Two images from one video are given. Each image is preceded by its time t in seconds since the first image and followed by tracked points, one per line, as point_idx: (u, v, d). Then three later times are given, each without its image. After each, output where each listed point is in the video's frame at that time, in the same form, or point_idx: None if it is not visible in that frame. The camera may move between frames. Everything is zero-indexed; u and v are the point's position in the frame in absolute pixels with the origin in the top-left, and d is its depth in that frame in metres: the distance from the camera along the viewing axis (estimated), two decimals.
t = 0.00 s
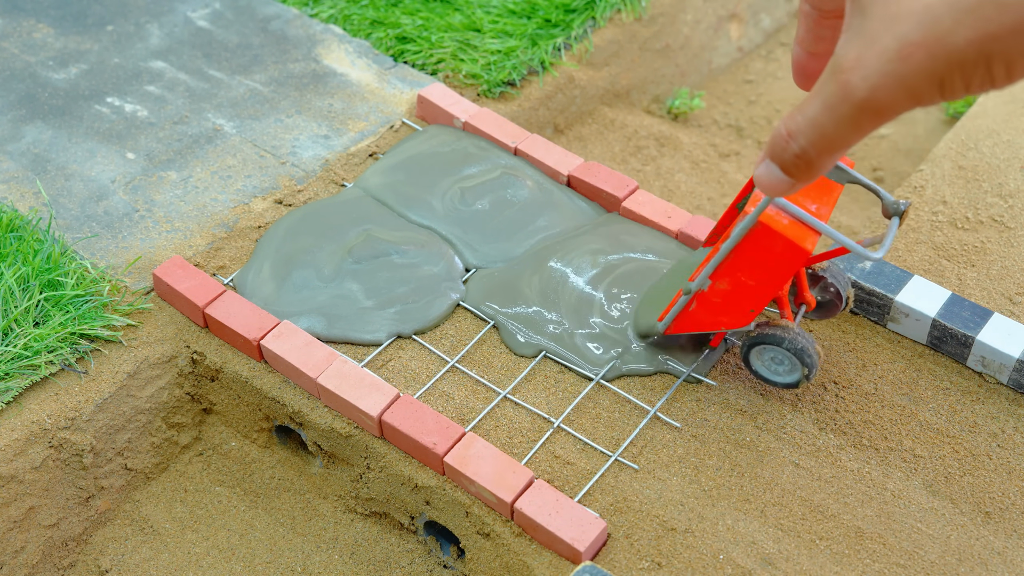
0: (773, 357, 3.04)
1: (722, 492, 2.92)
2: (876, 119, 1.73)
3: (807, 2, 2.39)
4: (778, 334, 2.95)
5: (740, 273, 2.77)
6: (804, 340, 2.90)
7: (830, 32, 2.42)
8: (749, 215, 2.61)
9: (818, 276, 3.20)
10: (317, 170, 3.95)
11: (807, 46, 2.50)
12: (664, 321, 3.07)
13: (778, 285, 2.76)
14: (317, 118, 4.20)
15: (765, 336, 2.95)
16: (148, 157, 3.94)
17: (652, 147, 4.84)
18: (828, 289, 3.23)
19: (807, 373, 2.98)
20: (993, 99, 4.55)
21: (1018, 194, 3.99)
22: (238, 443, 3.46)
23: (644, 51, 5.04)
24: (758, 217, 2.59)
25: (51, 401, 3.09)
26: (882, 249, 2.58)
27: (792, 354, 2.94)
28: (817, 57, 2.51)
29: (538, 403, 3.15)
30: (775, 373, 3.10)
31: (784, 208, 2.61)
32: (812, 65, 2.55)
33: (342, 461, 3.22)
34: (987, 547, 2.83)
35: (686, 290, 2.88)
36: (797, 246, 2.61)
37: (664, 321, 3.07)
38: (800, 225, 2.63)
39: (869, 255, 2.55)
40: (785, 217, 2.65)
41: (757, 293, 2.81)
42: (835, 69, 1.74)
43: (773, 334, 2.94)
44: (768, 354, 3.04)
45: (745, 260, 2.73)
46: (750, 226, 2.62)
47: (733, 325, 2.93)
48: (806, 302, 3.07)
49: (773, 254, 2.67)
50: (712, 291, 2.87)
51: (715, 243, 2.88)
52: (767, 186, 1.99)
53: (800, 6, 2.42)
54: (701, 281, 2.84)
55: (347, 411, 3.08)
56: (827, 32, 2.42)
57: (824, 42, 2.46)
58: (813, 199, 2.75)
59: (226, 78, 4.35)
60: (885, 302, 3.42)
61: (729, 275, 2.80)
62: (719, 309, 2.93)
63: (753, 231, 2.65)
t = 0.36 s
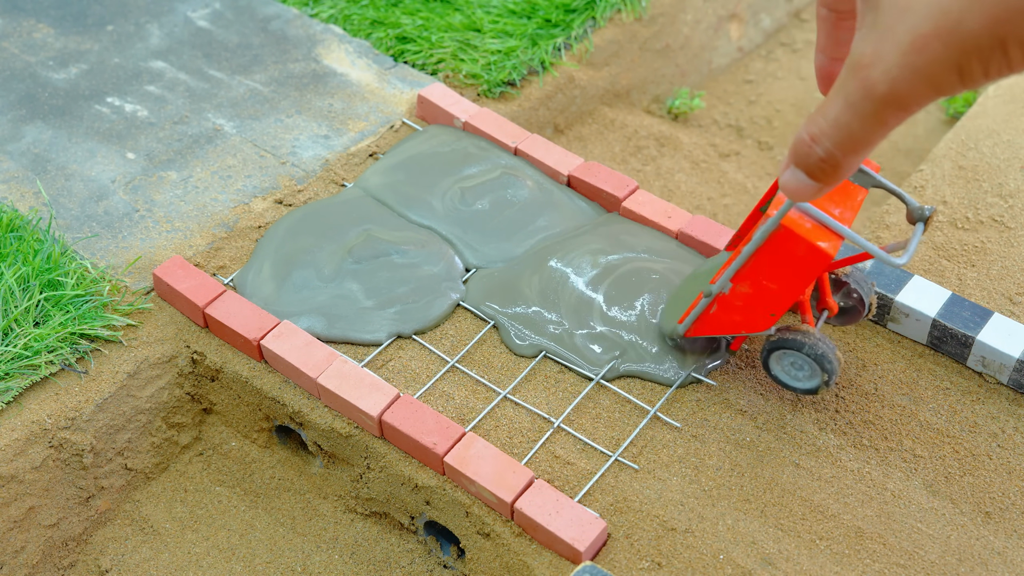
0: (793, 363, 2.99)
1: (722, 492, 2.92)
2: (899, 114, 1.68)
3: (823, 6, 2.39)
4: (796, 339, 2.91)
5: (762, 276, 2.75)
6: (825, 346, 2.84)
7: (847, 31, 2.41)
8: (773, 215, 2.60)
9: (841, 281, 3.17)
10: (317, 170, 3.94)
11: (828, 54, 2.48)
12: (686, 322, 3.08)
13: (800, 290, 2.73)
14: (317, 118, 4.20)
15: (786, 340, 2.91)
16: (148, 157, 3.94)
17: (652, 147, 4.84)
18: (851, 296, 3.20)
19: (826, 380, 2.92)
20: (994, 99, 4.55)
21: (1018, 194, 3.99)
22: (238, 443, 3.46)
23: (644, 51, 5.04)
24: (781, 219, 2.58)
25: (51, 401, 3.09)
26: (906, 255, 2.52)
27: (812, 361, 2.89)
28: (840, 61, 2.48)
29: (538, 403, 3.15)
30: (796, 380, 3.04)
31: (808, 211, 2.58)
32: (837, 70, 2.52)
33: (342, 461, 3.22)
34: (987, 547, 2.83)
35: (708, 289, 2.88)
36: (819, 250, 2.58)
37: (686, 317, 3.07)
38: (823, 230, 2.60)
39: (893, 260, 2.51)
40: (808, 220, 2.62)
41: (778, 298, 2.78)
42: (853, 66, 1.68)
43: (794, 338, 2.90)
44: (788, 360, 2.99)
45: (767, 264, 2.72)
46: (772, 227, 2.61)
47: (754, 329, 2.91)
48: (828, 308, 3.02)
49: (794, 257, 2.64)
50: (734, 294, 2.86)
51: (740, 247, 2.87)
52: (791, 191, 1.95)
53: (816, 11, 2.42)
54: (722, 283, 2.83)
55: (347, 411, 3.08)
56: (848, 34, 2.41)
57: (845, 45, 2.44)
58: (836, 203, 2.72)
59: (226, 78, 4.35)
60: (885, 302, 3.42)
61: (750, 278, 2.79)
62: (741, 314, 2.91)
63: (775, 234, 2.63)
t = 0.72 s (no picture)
0: (816, 370, 3.03)
1: (722, 492, 2.92)
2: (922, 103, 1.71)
3: (843, 6, 2.38)
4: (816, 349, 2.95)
5: (783, 279, 2.74)
6: (848, 352, 2.89)
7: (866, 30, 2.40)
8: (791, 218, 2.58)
9: (865, 291, 3.14)
10: (317, 170, 3.94)
11: (849, 55, 2.47)
12: (707, 328, 3.08)
13: (820, 290, 2.71)
14: (317, 118, 4.20)
15: (808, 346, 2.95)
16: (148, 157, 3.94)
17: (652, 147, 4.84)
18: (875, 305, 3.17)
19: (848, 386, 2.96)
20: (994, 99, 4.55)
21: (1018, 194, 3.99)
22: (238, 443, 3.46)
23: (644, 51, 5.04)
24: (797, 222, 2.55)
25: (51, 401, 3.09)
26: (928, 258, 2.50)
27: (835, 366, 2.93)
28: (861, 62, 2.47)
29: (538, 403, 3.15)
30: (818, 386, 3.07)
31: (826, 212, 2.54)
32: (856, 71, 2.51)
33: (342, 461, 3.22)
34: (987, 547, 2.83)
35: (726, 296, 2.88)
36: (839, 250, 2.56)
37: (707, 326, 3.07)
38: (842, 230, 2.58)
39: (915, 262, 2.48)
40: (827, 221, 2.59)
41: (799, 300, 2.77)
42: (875, 58, 1.71)
43: (817, 343, 2.93)
44: (811, 366, 3.03)
45: (786, 266, 2.70)
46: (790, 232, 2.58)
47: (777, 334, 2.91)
48: (851, 316, 3.01)
49: (813, 257, 2.62)
50: (756, 299, 2.86)
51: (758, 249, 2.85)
52: (812, 184, 1.98)
53: (837, 10, 2.41)
54: (742, 287, 2.82)
55: (347, 411, 3.08)
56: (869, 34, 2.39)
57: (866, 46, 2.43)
58: (857, 204, 2.70)
59: (226, 78, 4.35)
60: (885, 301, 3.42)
61: (770, 281, 2.78)
62: (764, 319, 2.91)
63: (793, 237, 2.61)
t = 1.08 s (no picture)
0: (798, 358, 3.05)
1: (722, 492, 2.92)
2: (932, 95, 1.73)
3: None
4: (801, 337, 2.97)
5: (775, 267, 2.76)
6: (831, 344, 2.90)
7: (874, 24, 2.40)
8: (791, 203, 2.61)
9: (850, 283, 3.18)
10: (317, 170, 3.94)
11: (855, 48, 2.47)
12: (691, 311, 3.06)
13: (810, 282, 2.74)
14: (317, 118, 4.20)
15: (792, 335, 2.96)
16: (148, 157, 3.95)
17: (652, 147, 4.84)
18: (860, 298, 3.22)
19: (828, 375, 2.98)
20: (994, 98, 4.55)
21: (1018, 194, 3.99)
22: (238, 443, 3.46)
23: (644, 51, 5.04)
24: (798, 207, 2.58)
25: (51, 401, 3.09)
26: (920, 256, 2.56)
27: (817, 357, 2.94)
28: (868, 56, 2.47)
29: (538, 403, 3.15)
30: (799, 374, 3.10)
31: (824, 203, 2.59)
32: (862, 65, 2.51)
33: (342, 461, 3.22)
34: (987, 548, 2.83)
35: (715, 279, 2.88)
36: (835, 242, 2.60)
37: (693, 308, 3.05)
38: (838, 222, 2.62)
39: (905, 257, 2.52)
40: (825, 212, 2.63)
41: (789, 290, 2.79)
42: (888, 50, 1.72)
43: (802, 332, 2.94)
44: (793, 356, 3.05)
45: (779, 253, 2.72)
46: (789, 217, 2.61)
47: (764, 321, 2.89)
48: (835, 308, 3.03)
49: (808, 248, 2.66)
50: (744, 285, 2.86)
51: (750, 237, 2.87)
52: (818, 178, 1.98)
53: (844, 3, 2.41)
54: (732, 272, 2.82)
55: (348, 411, 3.08)
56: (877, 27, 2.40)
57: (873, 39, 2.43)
58: (853, 197, 2.74)
59: (226, 78, 4.35)
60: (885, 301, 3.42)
61: (761, 267, 2.79)
62: (749, 304, 2.90)
63: (790, 224, 2.64)
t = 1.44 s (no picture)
0: (811, 385, 3.07)
1: (723, 492, 2.92)
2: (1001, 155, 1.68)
3: (925, 39, 2.35)
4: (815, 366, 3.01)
5: (805, 292, 2.79)
6: (848, 374, 2.95)
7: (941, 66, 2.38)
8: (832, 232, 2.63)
9: (868, 315, 3.16)
10: (317, 170, 3.94)
11: (916, 87, 2.46)
12: (711, 325, 3.08)
13: (839, 311, 2.77)
14: (317, 118, 4.20)
15: (811, 361, 2.99)
16: (148, 157, 3.94)
17: (652, 147, 4.84)
18: (874, 331, 3.19)
19: (840, 404, 3.03)
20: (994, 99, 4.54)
21: (1019, 194, 3.99)
22: (238, 443, 3.46)
23: (644, 51, 5.04)
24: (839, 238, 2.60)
25: (51, 400, 3.09)
26: (952, 295, 2.53)
27: (833, 386, 2.99)
28: (926, 96, 2.47)
29: (538, 403, 3.15)
30: (808, 400, 3.11)
31: (865, 236, 2.61)
32: (918, 104, 2.51)
33: (342, 461, 3.22)
34: (987, 548, 2.83)
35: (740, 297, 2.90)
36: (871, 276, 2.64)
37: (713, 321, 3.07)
38: (876, 257, 2.65)
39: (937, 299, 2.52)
40: (863, 245, 2.66)
41: (815, 316, 2.82)
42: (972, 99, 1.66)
43: (820, 361, 2.97)
44: (806, 382, 3.07)
45: (812, 279, 2.75)
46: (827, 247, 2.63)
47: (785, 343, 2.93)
48: (850, 338, 3.07)
49: (842, 277, 2.69)
50: (771, 306, 2.88)
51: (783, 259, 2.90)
52: (867, 213, 1.94)
53: (917, 42, 2.37)
54: (761, 292, 2.85)
55: (348, 411, 3.08)
56: (941, 70, 2.39)
57: (935, 81, 2.42)
58: (892, 232, 2.74)
59: (226, 78, 4.35)
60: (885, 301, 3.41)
61: (792, 291, 2.82)
62: (772, 325, 2.93)
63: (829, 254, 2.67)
